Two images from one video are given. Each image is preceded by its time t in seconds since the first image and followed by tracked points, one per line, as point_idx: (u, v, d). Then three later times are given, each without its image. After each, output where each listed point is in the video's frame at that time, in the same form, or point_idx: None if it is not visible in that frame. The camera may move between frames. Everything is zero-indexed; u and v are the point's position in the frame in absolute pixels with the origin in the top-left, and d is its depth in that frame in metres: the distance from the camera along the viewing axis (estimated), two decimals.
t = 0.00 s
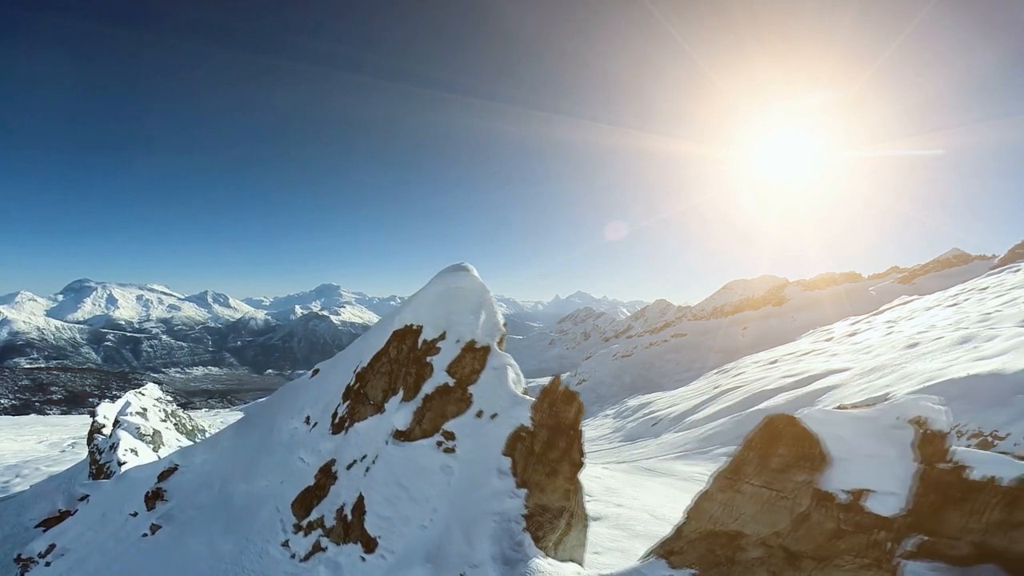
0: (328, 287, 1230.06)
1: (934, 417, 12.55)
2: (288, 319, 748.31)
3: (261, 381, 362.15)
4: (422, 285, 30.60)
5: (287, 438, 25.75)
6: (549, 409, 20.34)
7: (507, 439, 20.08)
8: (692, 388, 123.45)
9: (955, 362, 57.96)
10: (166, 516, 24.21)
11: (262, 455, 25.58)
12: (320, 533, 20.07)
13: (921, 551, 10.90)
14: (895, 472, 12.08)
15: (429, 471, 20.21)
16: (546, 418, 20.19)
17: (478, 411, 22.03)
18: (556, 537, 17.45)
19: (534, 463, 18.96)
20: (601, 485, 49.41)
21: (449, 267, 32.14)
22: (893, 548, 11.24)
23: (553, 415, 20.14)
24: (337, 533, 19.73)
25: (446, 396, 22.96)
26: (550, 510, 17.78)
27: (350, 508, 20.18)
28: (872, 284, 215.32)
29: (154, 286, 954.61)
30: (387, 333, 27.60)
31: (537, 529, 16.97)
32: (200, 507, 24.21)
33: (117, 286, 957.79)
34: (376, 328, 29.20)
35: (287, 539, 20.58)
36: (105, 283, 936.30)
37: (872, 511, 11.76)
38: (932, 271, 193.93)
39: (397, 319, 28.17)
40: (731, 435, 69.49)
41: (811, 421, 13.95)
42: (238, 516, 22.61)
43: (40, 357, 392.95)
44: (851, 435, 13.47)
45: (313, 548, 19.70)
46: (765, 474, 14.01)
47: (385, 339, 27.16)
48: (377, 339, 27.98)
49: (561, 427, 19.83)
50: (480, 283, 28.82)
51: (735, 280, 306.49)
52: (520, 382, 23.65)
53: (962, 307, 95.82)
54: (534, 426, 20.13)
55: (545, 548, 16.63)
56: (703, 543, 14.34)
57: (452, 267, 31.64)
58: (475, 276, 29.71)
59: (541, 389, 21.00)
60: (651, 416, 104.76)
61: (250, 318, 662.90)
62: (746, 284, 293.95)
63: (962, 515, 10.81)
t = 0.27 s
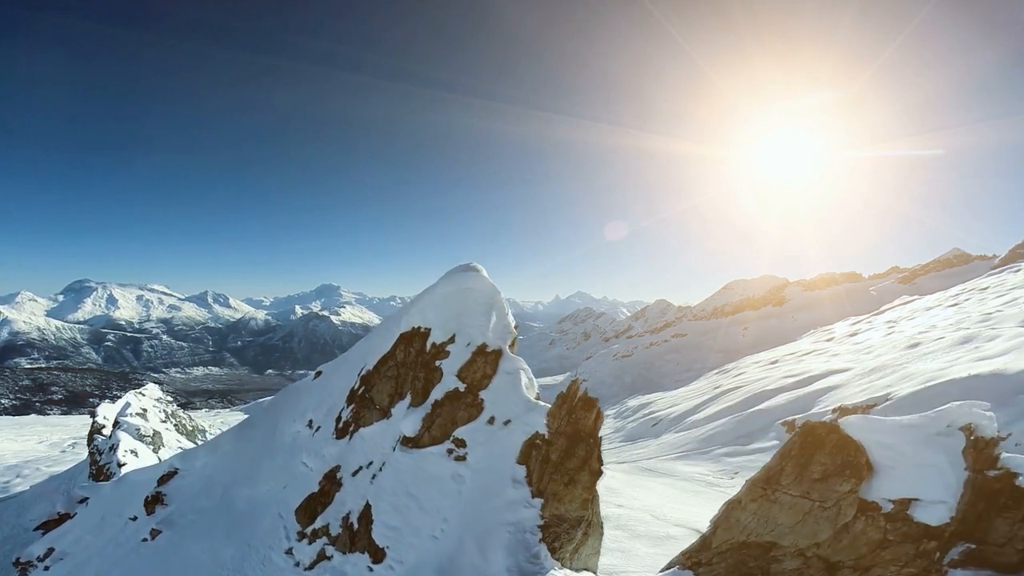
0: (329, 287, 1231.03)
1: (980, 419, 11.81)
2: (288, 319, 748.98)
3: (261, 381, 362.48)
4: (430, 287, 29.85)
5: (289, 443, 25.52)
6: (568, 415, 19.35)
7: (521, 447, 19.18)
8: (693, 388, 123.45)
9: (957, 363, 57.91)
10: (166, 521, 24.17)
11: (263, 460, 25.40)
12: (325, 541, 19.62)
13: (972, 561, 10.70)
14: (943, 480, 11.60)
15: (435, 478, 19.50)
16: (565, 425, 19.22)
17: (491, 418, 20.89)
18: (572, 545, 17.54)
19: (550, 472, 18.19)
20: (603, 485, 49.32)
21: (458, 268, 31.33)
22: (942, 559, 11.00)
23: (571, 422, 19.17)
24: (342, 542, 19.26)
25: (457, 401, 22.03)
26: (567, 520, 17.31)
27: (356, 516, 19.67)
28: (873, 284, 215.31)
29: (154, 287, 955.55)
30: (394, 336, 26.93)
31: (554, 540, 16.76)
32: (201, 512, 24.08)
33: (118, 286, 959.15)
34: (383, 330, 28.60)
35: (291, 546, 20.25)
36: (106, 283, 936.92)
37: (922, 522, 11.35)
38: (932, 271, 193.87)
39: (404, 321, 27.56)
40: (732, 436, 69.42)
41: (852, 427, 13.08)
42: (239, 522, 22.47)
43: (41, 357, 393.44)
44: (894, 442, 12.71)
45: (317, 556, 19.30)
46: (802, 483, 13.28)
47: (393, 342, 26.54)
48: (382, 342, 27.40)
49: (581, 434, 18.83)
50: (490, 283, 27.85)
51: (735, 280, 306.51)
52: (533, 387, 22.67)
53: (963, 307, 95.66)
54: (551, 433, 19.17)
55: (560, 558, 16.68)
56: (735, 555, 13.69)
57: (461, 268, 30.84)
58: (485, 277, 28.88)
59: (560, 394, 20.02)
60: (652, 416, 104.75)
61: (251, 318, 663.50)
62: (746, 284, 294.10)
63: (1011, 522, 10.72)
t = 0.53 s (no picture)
0: (329, 287, 1231.99)
1: None
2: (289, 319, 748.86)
3: (261, 381, 362.26)
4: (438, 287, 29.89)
5: (291, 447, 25.38)
6: (590, 424, 18.72)
7: (539, 457, 19.25)
8: (693, 388, 123.29)
9: (958, 363, 57.92)
10: (166, 528, 24.11)
11: (265, 465, 25.27)
12: (332, 551, 19.51)
13: None
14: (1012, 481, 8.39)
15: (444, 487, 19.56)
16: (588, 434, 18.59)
17: (505, 425, 21.15)
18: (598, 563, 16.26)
19: (571, 483, 17.54)
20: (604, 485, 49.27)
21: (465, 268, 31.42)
22: None
23: (594, 431, 18.45)
24: (350, 552, 19.16)
25: (470, 408, 22.24)
26: (589, 534, 16.34)
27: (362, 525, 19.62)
28: (873, 284, 215.15)
29: (154, 287, 955.36)
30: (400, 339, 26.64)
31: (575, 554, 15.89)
32: (202, 519, 24.03)
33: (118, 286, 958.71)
34: (390, 331, 28.39)
35: (296, 556, 20.14)
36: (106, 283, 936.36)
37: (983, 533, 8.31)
38: (933, 271, 193.73)
39: (411, 323, 27.35)
40: (733, 436, 69.44)
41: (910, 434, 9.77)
42: (241, 529, 22.36)
43: (40, 357, 392.88)
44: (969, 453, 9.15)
45: (325, 566, 19.26)
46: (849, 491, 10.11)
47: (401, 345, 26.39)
48: (388, 345, 27.18)
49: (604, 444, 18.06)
50: (502, 286, 28.21)
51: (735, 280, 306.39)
52: (548, 393, 23.32)
53: (964, 307, 95.51)
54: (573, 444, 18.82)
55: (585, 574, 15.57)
56: None
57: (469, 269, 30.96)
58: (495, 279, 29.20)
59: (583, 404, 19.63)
60: (652, 416, 104.63)
61: (251, 318, 663.35)
62: (746, 284, 293.92)
63: None
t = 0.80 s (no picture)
0: (329, 287, 1232.32)
1: None
2: (289, 319, 749.07)
3: (261, 381, 362.24)
4: (447, 287, 29.55)
5: (293, 452, 25.26)
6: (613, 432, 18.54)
7: (558, 465, 18.89)
8: (694, 388, 123.22)
9: (958, 362, 57.86)
10: (166, 532, 24.03)
11: (266, 470, 25.13)
12: (337, 560, 19.33)
13: None
14: None
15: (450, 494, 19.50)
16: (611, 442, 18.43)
17: (520, 433, 20.86)
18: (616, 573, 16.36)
19: (593, 493, 17.31)
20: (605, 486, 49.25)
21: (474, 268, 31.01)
22: None
23: (618, 439, 18.29)
24: (356, 562, 18.98)
25: (483, 415, 21.96)
26: (611, 544, 16.28)
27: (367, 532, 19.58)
28: (873, 284, 214.99)
29: (155, 287, 956.03)
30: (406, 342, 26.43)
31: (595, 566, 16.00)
32: (203, 524, 23.94)
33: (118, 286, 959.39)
34: (396, 334, 28.15)
35: (301, 565, 19.98)
36: (106, 283, 936.02)
37: None
38: (933, 271, 193.55)
39: (417, 326, 27.16)
40: (733, 435, 69.35)
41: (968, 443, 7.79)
42: (243, 536, 22.25)
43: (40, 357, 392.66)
44: None
45: None
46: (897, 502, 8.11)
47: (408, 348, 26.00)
48: (393, 348, 26.98)
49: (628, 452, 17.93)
50: (514, 287, 27.86)
51: (736, 280, 306.15)
52: (564, 399, 23.11)
53: (964, 307, 95.41)
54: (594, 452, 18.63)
55: None
56: None
57: (478, 269, 30.53)
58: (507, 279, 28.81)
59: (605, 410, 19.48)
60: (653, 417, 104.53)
61: (251, 318, 663.33)
62: (746, 284, 293.71)
63: None
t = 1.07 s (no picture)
0: (330, 287, 1233.03)
1: None
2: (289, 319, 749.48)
3: (261, 381, 362.45)
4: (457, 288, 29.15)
5: (297, 456, 25.22)
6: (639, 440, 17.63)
7: (577, 475, 18.22)
8: (695, 388, 123.18)
9: (958, 363, 57.81)
10: (166, 538, 23.94)
11: (269, 474, 25.09)
12: (344, 570, 19.07)
13: None
14: None
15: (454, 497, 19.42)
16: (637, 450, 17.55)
17: (536, 441, 20.05)
18: None
19: (616, 505, 16.78)
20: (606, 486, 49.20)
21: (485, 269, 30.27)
22: None
23: (644, 447, 17.42)
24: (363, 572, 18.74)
25: (495, 421, 21.22)
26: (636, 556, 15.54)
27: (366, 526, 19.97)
28: (873, 284, 214.89)
29: (155, 287, 957.50)
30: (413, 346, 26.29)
31: None
32: (203, 529, 23.84)
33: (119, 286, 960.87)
34: (403, 337, 28.04)
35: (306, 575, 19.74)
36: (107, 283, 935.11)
37: None
38: (933, 271, 193.35)
39: (424, 329, 27.05)
40: (734, 435, 69.27)
41: None
42: (246, 542, 22.22)
43: (41, 357, 393.20)
44: None
45: None
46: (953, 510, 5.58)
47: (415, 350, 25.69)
48: (399, 352, 26.85)
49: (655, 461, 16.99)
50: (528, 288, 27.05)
51: (736, 280, 305.92)
52: (582, 404, 22.34)
53: (965, 307, 95.24)
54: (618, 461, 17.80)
55: None
56: None
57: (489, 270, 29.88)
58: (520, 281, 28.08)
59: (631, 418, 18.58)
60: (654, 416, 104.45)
61: (252, 318, 663.77)
62: (746, 284, 293.66)
63: None
